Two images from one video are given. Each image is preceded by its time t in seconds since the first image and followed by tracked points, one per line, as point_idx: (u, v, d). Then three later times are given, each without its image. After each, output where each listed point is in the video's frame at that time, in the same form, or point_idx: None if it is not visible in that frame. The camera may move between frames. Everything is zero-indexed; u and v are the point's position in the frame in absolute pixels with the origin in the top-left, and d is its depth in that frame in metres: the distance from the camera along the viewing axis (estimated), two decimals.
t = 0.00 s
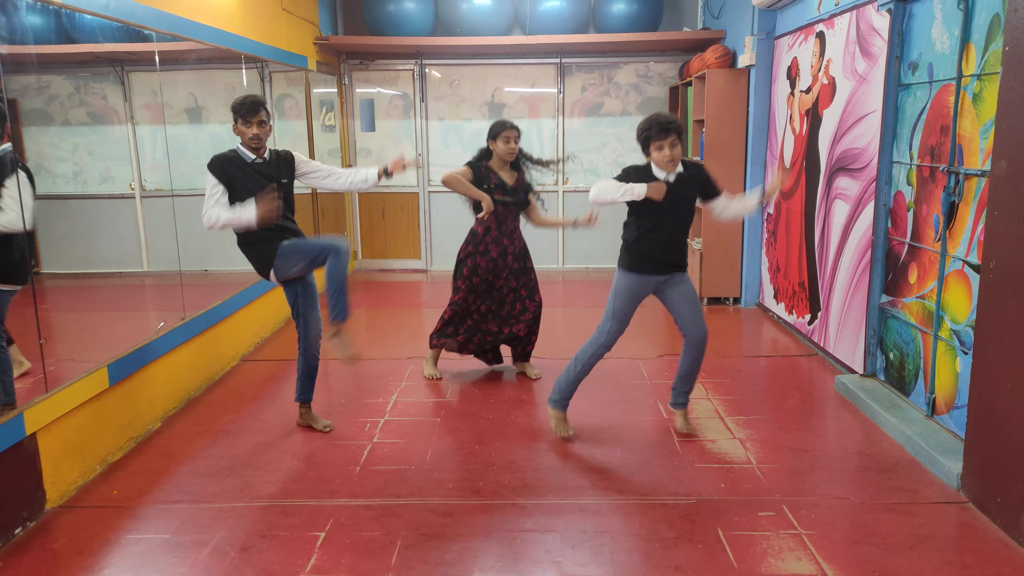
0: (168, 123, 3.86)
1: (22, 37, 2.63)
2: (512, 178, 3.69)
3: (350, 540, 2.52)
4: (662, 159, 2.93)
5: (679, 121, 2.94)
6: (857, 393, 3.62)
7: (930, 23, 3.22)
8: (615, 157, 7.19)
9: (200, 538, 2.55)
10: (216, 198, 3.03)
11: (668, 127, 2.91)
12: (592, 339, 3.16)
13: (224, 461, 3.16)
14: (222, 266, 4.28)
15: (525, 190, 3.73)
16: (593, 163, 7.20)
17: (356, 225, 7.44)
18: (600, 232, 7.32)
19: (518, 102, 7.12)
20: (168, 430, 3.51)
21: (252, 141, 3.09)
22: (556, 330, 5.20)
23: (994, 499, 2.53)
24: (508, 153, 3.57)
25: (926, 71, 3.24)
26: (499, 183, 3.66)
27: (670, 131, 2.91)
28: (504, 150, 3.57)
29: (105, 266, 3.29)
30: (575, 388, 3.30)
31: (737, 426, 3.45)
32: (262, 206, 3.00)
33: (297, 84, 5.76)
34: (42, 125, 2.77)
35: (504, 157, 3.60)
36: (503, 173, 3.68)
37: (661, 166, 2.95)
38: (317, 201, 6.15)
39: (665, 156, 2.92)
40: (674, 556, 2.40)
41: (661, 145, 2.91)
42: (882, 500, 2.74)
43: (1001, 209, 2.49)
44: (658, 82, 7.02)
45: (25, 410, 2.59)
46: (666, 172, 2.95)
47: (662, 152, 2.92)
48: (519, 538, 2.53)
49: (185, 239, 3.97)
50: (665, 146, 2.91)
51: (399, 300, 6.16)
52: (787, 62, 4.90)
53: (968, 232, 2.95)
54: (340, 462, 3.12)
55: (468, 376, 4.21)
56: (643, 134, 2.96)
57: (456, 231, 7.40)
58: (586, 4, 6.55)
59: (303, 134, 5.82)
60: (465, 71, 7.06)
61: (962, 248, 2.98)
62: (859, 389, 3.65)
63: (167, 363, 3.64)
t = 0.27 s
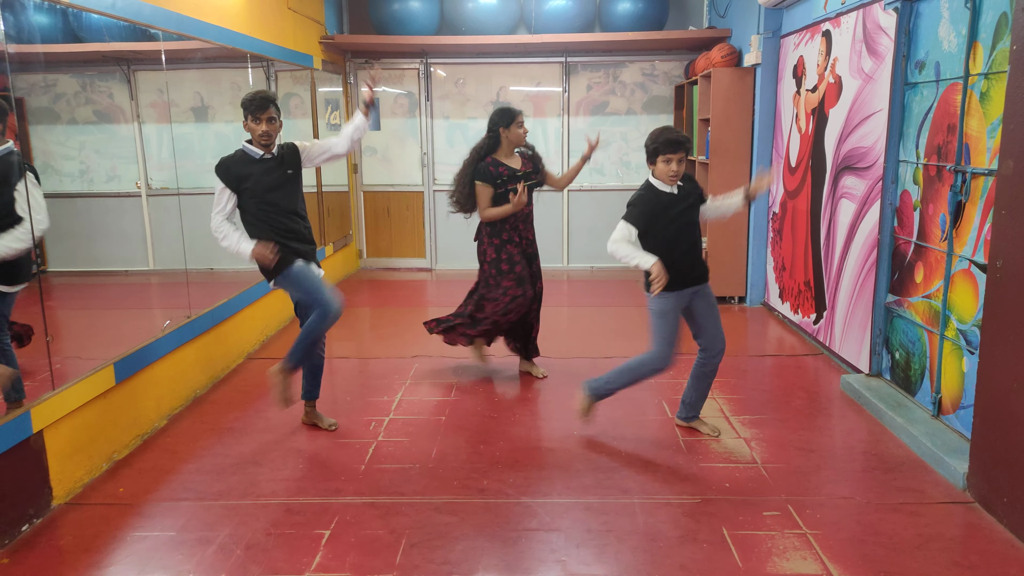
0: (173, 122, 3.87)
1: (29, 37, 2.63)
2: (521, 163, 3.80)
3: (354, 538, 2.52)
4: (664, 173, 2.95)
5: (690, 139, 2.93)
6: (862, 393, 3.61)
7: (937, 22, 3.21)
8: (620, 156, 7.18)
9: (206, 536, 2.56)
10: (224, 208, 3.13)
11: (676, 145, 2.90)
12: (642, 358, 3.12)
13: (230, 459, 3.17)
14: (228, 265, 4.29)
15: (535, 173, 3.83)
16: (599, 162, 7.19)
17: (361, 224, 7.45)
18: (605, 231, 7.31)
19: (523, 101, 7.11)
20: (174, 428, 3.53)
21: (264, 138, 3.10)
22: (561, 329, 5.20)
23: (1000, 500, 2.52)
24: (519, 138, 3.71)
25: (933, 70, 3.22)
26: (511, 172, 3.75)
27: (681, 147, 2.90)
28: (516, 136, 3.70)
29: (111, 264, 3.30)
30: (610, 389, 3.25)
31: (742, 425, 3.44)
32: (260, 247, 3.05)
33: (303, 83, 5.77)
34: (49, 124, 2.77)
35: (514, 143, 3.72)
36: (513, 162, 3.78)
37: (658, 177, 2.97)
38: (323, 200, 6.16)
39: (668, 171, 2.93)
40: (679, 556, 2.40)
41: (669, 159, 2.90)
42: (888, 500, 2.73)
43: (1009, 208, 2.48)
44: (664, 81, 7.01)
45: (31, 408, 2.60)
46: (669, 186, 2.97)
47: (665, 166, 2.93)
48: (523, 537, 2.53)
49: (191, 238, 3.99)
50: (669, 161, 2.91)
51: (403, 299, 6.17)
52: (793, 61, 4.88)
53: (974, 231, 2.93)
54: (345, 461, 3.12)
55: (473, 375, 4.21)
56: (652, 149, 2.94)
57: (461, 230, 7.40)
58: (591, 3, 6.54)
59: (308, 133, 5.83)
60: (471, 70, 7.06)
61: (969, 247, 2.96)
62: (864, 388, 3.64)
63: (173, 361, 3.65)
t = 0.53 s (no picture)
0: (175, 127, 3.87)
1: (32, 42, 2.65)
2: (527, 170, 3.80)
3: (355, 543, 2.52)
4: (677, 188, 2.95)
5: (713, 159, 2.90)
6: (864, 397, 3.60)
7: (939, 26, 3.21)
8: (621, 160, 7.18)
9: (206, 541, 2.56)
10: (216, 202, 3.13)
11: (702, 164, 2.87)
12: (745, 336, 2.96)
13: (231, 464, 3.17)
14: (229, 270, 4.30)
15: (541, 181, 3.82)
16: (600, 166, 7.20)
17: (363, 228, 7.46)
18: (606, 235, 7.32)
19: (524, 106, 7.13)
20: (175, 432, 3.53)
21: (262, 143, 3.10)
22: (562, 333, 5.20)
23: (1003, 504, 2.52)
24: (514, 143, 3.72)
25: (934, 73, 3.22)
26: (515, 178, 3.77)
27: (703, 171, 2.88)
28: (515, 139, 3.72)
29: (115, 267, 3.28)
30: (739, 356, 2.99)
31: (743, 430, 3.44)
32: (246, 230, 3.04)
33: (305, 88, 5.78)
34: (52, 129, 2.78)
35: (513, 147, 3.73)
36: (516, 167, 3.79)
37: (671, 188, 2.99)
38: (324, 205, 6.17)
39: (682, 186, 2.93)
40: (680, 560, 2.40)
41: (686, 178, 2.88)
42: (890, 504, 2.72)
43: (1010, 212, 2.47)
44: (665, 85, 7.02)
45: (33, 412, 2.61)
46: (674, 198, 3.00)
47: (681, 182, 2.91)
48: (524, 542, 2.52)
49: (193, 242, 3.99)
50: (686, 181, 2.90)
51: (405, 303, 6.17)
52: (794, 65, 4.89)
53: (976, 235, 2.93)
54: (346, 465, 3.12)
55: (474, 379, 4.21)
56: (677, 162, 2.89)
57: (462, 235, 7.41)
58: (592, 8, 6.55)
59: (310, 137, 5.84)
60: (472, 74, 7.07)
61: (970, 251, 2.96)
62: (866, 393, 3.64)
63: (174, 366, 3.66)
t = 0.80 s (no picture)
0: (170, 128, 3.84)
1: (26, 43, 2.64)
2: (510, 174, 3.80)
3: (350, 545, 2.51)
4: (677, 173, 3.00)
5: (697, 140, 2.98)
6: (858, 399, 3.61)
7: (931, 29, 3.22)
8: (616, 162, 7.19)
9: (200, 544, 2.55)
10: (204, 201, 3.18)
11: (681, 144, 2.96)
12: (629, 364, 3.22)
13: (224, 466, 3.16)
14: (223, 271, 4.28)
15: (524, 184, 3.79)
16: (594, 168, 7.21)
17: (358, 230, 7.45)
18: (601, 237, 7.33)
19: (519, 107, 7.13)
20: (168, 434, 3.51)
21: (241, 142, 3.10)
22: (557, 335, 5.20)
23: (995, 506, 2.53)
24: (504, 142, 3.72)
25: (927, 76, 3.24)
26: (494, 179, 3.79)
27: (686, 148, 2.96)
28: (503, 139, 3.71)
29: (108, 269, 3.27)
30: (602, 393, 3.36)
31: (738, 432, 3.44)
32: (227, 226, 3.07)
33: (299, 90, 5.77)
34: (45, 130, 2.77)
35: (501, 147, 3.74)
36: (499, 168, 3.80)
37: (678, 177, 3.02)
38: (319, 206, 6.16)
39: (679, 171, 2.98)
40: (674, 562, 2.40)
41: (675, 161, 2.97)
42: (883, 506, 2.73)
43: (1002, 215, 2.49)
44: (660, 87, 7.03)
45: (25, 414, 2.59)
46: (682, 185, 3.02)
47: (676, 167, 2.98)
48: (519, 544, 2.52)
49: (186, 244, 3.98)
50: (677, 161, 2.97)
51: (400, 305, 6.17)
52: (788, 68, 4.90)
53: (968, 238, 2.94)
54: (340, 467, 3.12)
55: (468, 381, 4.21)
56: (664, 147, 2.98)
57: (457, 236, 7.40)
58: (587, 10, 6.56)
59: (304, 139, 5.84)
60: (467, 76, 7.08)
61: (963, 253, 2.97)
62: (859, 395, 3.65)
63: (168, 367, 3.65)
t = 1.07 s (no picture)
0: (176, 128, 3.84)
1: (32, 43, 2.65)
2: (504, 174, 3.81)
3: (355, 546, 2.52)
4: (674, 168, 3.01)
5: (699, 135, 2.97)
6: (864, 401, 3.60)
7: (938, 30, 3.21)
8: (621, 163, 7.19)
9: (205, 543, 2.55)
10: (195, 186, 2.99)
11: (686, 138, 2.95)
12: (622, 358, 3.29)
13: (229, 466, 3.16)
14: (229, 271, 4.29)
15: (515, 183, 3.79)
16: (599, 169, 7.20)
17: (363, 230, 7.46)
18: (606, 237, 7.32)
19: (524, 108, 7.13)
20: (173, 434, 3.52)
21: (246, 145, 3.10)
22: (561, 336, 5.19)
23: (1003, 509, 2.51)
24: (502, 143, 3.72)
25: (934, 77, 3.23)
26: (488, 179, 3.81)
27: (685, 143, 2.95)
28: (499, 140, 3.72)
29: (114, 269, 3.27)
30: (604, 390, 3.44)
31: (743, 433, 3.43)
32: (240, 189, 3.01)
33: (305, 90, 5.78)
34: (52, 130, 2.78)
35: (499, 147, 3.74)
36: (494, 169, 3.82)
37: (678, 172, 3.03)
38: (324, 207, 6.17)
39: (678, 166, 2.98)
40: (679, 563, 2.39)
41: (673, 154, 2.96)
42: (890, 508, 2.72)
43: (1010, 216, 2.47)
44: (665, 88, 7.02)
45: (31, 413, 2.60)
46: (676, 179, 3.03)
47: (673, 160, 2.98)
48: (523, 545, 2.52)
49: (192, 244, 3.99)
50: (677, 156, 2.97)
51: (404, 305, 6.17)
52: (794, 68, 4.89)
53: (976, 239, 2.93)
54: (345, 467, 3.12)
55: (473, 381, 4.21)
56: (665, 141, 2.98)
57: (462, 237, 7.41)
58: (592, 10, 6.56)
59: (309, 139, 5.85)
60: (471, 77, 7.08)
61: (970, 255, 2.96)
62: (865, 396, 3.63)
63: (173, 367, 3.66)
